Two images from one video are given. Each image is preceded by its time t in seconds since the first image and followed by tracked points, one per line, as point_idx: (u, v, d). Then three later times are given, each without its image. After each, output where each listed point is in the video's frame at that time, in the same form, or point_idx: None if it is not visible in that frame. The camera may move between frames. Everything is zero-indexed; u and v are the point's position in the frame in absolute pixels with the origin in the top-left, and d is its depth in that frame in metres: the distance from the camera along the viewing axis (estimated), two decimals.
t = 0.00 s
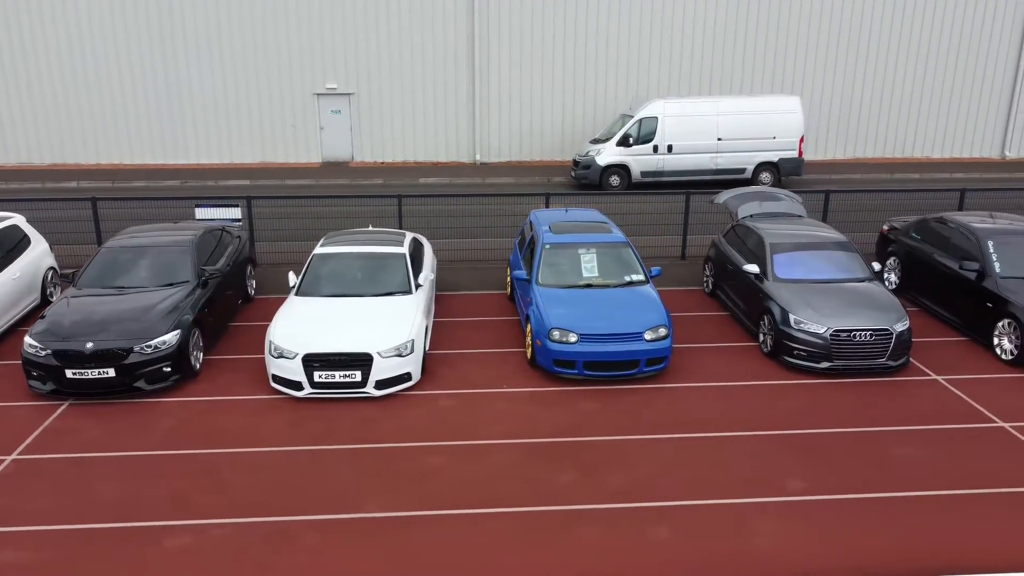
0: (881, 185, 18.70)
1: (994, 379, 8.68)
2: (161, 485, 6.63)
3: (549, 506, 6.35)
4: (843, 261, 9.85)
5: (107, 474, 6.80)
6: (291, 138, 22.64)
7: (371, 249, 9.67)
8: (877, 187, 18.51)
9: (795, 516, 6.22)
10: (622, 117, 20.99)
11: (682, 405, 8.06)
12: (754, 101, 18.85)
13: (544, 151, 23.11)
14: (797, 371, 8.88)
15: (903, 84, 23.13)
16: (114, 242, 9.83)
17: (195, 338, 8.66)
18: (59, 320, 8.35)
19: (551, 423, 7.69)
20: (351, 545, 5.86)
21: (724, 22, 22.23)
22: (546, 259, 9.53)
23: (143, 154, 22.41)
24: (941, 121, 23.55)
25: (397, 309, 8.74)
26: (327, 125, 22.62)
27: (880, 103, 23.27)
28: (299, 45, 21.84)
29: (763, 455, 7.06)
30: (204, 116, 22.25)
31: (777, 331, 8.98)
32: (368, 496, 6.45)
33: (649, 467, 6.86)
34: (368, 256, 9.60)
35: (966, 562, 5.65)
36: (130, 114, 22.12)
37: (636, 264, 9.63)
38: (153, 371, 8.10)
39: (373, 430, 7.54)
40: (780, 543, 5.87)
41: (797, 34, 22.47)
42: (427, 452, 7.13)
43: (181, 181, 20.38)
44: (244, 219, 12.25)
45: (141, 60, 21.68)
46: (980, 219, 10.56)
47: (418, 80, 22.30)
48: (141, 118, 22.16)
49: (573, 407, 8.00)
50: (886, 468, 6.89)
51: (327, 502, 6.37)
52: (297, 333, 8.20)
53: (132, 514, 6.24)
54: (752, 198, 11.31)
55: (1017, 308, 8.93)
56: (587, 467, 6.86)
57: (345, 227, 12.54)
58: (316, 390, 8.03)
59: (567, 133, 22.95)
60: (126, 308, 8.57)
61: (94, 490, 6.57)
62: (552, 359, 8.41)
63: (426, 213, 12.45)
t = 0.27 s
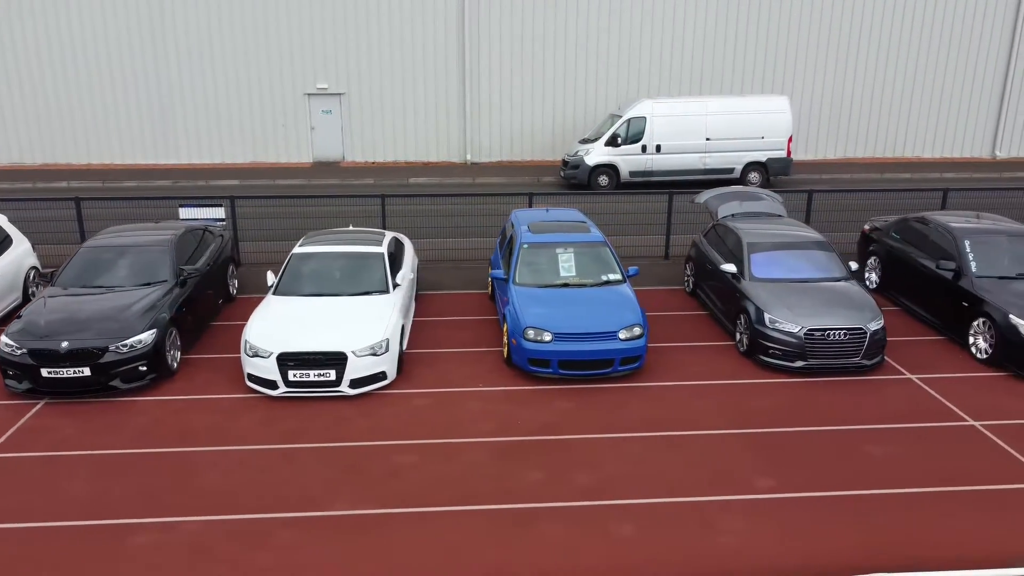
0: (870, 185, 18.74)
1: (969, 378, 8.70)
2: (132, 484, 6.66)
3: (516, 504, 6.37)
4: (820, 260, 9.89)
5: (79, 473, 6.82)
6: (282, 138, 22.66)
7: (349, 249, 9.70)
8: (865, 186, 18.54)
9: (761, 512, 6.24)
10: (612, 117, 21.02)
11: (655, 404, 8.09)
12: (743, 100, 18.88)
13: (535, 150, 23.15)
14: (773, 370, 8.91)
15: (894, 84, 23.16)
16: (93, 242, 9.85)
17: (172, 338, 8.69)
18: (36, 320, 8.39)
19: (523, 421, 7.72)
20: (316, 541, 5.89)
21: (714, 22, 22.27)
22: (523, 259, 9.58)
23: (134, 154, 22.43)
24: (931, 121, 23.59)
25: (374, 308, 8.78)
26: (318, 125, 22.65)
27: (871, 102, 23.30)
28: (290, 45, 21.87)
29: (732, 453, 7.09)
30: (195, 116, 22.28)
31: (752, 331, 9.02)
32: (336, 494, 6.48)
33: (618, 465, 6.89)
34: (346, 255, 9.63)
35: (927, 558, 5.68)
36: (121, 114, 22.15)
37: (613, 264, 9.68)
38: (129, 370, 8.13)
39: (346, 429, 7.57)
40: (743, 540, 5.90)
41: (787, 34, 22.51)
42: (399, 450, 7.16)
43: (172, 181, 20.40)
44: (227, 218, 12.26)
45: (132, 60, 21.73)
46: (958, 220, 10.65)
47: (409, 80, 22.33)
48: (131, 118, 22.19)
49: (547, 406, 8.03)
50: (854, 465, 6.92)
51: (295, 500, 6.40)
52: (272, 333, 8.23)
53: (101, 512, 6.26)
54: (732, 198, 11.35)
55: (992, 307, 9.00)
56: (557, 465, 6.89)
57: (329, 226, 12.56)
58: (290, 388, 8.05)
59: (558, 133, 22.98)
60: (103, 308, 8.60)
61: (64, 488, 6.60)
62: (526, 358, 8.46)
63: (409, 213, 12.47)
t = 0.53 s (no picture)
0: (858, 185, 18.75)
1: (944, 378, 8.72)
2: (103, 483, 6.68)
3: (484, 503, 6.39)
4: (798, 260, 9.91)
5: (50, 471, 6.84)
6: (272, 138, 22.67)
7: (327, 249, 9.71)
8: (854, 186, 18.56)
9: (727, 511, 6.26)
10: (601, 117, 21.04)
11: (629, 403, 8.11)
12: (732, 100, 18.90)
13: (526, 150, 23.16)
14: (749, 370, 8.94)
15: (884, 84, 23.19)
16: (73, 241, 9.86)
17: (149, 337, 8.71)
18: (11, 319, 8.40)
19: (497, 421, 7.74)
20: (282, 540, 5.90)
21: (704, 22, 22.29)
22: (501, 258, 9.60)
23: (124, 153, 22.43)
24: (922, 121, 23.62)
25: (351, 308, 8.80)
26: (308, 125, 22.67)
27: (861, 102, 23.32)
28: (281, 45, 21.90)
29: (703, 452, 7.10)
30: (186, 116, 22.30)
31: (729, 330, 9.04)
32: (305, 492, 6.50)
33: (588, 464, 6.92)
34: (324, 254, 9.65)
35: (889, 556, 5.69)
36: (112, 114, 22.17)
37: (591, 264, 9.70)
38: (104, 369, 8.14)
39: (319, 428, 7.59)
40: (707, 539, 5.91)
41: (777, 34, 22.52)
42: (370, 450, 7.18)
43: (161, 181, 20.41)
44: (211, 218, 12.28)
45: (123, 61, 21.75)
46: (937, 220, 10.69)
47: (400, 80, 22.35)
48: (122, 117, 22.21)
49: (521, 405, 8.04)
50: (823, 464, 6.94)
51: (263, 499, 6.42)
52: (248, 332, 8.25)
53: (69, 511, 6.28)
54: (713, 197, 11.37)
55: (968, 306, 9.03)
56: (527, 464, 6.91)
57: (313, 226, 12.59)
58: (265, 388, 8.07)
59: (549, 133, 23.01)
60: (80, 307, 8.61)
61: (35, 487, 6.62)
62: (501, 357, 8.48)
63: (393, 213, 12.49)
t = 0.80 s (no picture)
0: (848, 185, 18.74)
1: (923, 379, 8.70)
2: (73, 484, 6.66)
3: (453, 504, 6.38)
4: (779, 261, 9.90)
5: (21, 473, 6.83)
6: (264, 138, 22.67)
7: (306, 249, 9.69)
8: (843, 186, 18.54)
9: (697, 512, 6.24)
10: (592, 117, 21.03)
11: (605, 404, 8.10)
12: (722, 100, 18.88)
13: (517, 150, 23.14)
14: (727, 371, 8.93)
15: (876, 85, 23.17)
16: (52, 242, 9.85)
17: (126, 338, 8.70)
18: None
19: (471, 422, 7.72)
20: (249, 542, 5.89)
21: (696, 22, 22.27)
22: (481, 260, 9.60)
23: (116, 154, 22.43)
24: (914, 121, 23.61)
25: (328, 309, 8.78)
26: (300, 126, 22.65)
27: (853, 102, 23.30)
28: (272, 46, 21.89)
29: (675, 454, 7.08)
30: (177, 117, 22.30)
31: (708, 331, 9.03)
32: (275, 494, 6.48)
33: (560, 465, 6.90)
34: (304, 255, 9.64)
35: (856, 559, 5.67)
36: (103, 115, 22.16)
37: (571, 265, 9.69)
38: (81, 371, 8.14)
39: (294, 429, 7.57)
40: (674, 540, 5.90)
41: (769, 35, 22.52)
42: (343, 451, 7.16)
43: (152, 181, 20.39)
44: (196, 219, 12.28)
45: (115, 62, 21.76)
46: (918, 220, 10.70)
47: (391, 80, 22.34)
48: (114, 118, 22.20)
49: (497, 407, 8.03)
50: (796, 466, 6.92)
51: (232, 501, 6.40)
52: (224, 334, 8.24)
53: (38, 513, 6.27)
54: (696, 197, 11.38)
55: (947, 307, 9.02)
56: (499, 465, 6.90)
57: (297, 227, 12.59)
58: (241, 389, 8.06)
59: (541, 133, 23.01)
60: (57, 308, 8.60)
61: (4, 489, 6.61)
62: (479, 359, 8.47)
63: (377, 214, 12.49)
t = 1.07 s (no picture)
0: (839, 185, 18.72)
1: (903, 380, 8.69)
2: (45, 485, 6.65)
3: (425, 504, 6.37)
4: (761, 261, 9.89)
5: None
6: (256, 138, 22.65)
7: (287, 249, 9.69)
8: (834, 187, 18.53)
9: (669, 513, 6.23)
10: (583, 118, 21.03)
11: (583, 405, 8.09)
12: (712, 101, 18.87)
13: (509, 151, 23.13)
14: (708, 371, 8.92)
15: (869, 85, 23.17)
16: (33, 242, 9.83)
17: (105, 339, 8.69)
18: None
19: (448, 422, 7.71)
20: (218, 542, 5.87)
21: (687, 22, 22.26)
22: (462, 260, 9.59)
23: (107, 154, 22.39)
24: (907, 122, 23.60)
25: (307, 309, 8.77)
26: (291, 126, 22.64)
27: (846, 102, 23.29)
28: (263, 46, 21.88)
29: (651, 454, 7.07)
30: (169, 117, 22.28)
31: (688, 331, 9.02)
32: (247, 494, 6.47)
33: (534, 466, 6.89)
34: (284, 256, 9.63)
35: (826, 560, 5.66)
36: (94, 115, 22.14)
37: (552, 265, 9.68)
38: (58, 371, 8.13)
39: (270, 430, 7.56)
40: (645, 541, 5.88)
41: (761, 35, 22.51)
42: (317, 451, 7.15)
43: (142, 181, 20.36)
44: (181, 220, 12.28)
45: (106, 62, 21.74)
46: (902, 220, 10.70)
47: (383, 81, 22.32)
48: (105, 118, 22.18)
49: (474, 407, 8.02)
50: (771, 466, 6.91)
51: (204, 501, 6.38)
52: (202, 334, 8.23)
53: (8, 513, 6.25)
54: (680, 197, 11.37)
55: (928, 308, 9.01)
56: (473, 466, 6.89)
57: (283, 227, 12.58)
58: (218, 390, 8.05)
59: (533, 134, 22.99)
60: (35, 309, 8.58)
61: None
62: (457, 359, 8.46)
63: (363, 214, 12.48)
